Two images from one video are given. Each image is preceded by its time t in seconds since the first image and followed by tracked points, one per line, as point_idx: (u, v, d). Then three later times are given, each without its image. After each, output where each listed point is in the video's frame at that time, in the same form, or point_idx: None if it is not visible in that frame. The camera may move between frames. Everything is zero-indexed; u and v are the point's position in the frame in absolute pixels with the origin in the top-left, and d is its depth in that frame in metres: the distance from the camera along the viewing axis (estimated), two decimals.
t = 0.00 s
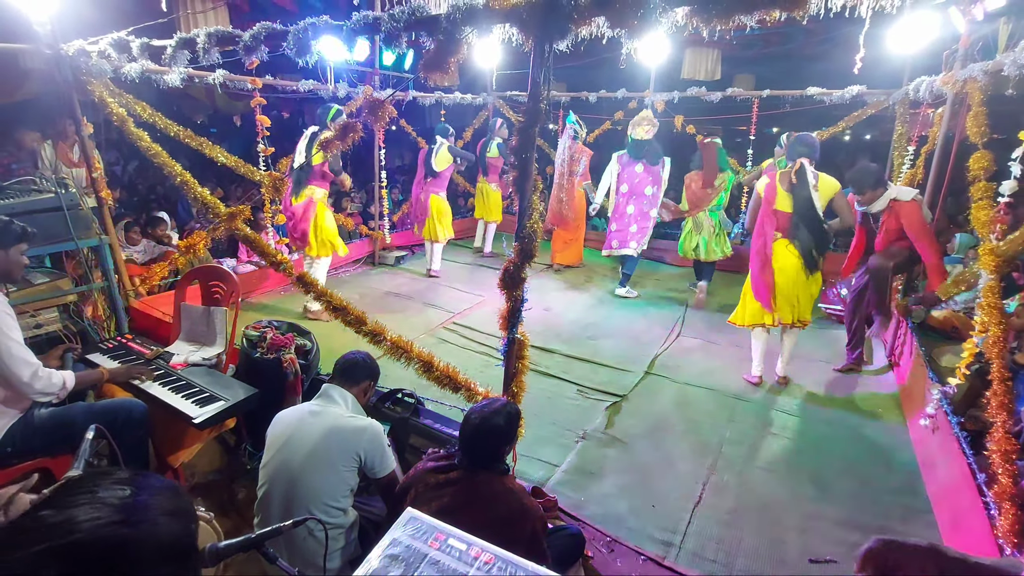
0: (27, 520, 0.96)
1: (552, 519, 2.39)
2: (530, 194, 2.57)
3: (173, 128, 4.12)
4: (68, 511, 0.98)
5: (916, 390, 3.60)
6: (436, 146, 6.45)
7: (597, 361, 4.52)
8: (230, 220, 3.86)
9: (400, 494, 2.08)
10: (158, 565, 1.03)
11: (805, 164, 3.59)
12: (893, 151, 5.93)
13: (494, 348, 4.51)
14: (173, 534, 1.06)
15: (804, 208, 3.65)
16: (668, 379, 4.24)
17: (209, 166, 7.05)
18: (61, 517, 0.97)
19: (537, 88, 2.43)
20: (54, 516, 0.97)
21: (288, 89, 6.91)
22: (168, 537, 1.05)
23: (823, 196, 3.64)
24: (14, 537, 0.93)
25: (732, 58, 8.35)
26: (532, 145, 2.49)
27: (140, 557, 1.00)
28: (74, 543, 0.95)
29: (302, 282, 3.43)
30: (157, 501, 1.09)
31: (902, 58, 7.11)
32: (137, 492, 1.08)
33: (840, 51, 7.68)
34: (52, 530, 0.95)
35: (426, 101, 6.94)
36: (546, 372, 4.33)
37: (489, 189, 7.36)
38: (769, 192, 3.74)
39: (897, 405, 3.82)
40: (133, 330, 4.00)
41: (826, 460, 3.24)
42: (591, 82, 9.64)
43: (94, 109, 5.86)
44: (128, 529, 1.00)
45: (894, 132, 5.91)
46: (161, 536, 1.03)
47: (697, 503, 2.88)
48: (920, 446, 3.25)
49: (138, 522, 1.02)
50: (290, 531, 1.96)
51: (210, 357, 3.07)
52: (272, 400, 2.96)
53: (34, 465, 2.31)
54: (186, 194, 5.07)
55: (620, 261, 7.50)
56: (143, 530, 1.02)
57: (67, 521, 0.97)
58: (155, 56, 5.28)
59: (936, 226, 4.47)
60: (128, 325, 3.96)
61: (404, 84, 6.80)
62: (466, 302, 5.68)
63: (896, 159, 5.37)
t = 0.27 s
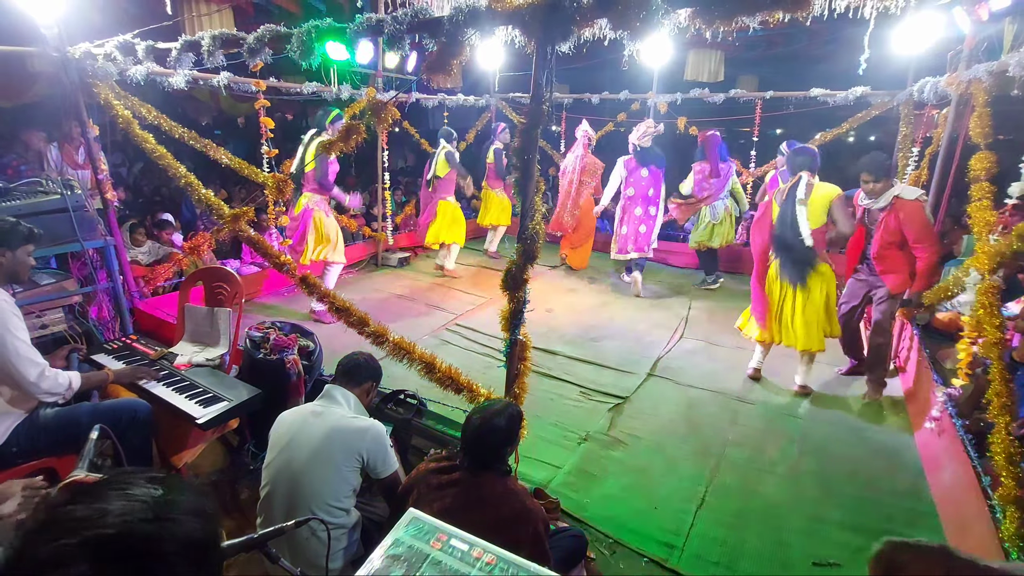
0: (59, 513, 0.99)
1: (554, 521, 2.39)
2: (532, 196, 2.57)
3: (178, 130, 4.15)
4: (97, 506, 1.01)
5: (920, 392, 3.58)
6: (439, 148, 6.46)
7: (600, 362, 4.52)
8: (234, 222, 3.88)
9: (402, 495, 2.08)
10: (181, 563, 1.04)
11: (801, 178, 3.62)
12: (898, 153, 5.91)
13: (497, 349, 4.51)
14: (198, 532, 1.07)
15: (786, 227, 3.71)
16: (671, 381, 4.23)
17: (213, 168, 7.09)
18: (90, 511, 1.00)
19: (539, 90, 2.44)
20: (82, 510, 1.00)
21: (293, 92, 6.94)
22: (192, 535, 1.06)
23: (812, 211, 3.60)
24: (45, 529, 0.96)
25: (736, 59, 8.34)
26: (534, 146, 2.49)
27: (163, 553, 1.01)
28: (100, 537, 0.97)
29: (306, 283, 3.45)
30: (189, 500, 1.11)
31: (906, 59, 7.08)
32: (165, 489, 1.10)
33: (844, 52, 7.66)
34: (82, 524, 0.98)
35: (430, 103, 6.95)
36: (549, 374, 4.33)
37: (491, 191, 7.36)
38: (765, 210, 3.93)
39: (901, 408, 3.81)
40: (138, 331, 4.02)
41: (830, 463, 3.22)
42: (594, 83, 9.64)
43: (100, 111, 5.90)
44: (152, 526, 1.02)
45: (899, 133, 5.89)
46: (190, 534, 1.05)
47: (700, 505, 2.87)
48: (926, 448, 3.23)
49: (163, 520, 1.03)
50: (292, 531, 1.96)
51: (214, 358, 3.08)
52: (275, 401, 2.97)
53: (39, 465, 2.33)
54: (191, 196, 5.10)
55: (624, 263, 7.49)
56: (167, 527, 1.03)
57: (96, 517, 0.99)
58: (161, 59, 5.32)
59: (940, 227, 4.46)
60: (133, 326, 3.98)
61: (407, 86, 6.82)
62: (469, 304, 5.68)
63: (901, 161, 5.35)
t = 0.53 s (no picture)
0: (106, 503, 0.96)
1: (558, 521, 2.39)
2: (537, 195, 2.57)
3: (186, 131, 4.17)
4: (144, 498, 0.98)
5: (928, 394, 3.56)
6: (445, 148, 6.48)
7: (605, 363, 4.52)
8: (241, 221, 3.90)
9: (407, 493, 2.08)
10: (221, 563, 1.00)
11: (819, 172, 3.48)
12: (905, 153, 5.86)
13: (502, 349, 4.51)
14: (239, 530, 1.04)
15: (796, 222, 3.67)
16: (676, 382, 4.22)
17: (220, 168, 7.13)
18: (137, 503, 0.97)
19: (544, 90, 2.44)
20: (129, 502, 0.97)
21: (299, 93, 6.98)
22: (229, 533, 1.02)
23: (827, 207, 3.53)
24: (92, 517, 0.93)
25: (742, 60, 8.32)
26: (539, 146, 2.50)
27: (205, 550, 0.98)
28: (147, 528, 0.94)
29: (311, 282, 3.46)
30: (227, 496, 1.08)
31: (914, 59, 7.03)
32: (210, 485, 1.07)
33: (851, 52, 7.61)
34: (129, 515, 0.95)
35: (435, 104, 6.97)
36: (553, 374, 4.33)
37: (497, 190, 7.36)
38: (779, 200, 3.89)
39: (909, 410, 3.78)
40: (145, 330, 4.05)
41: (836, 465, 3.21)
42: (599, 84, 9.65)
43: (108, 111, 5.95)
44: (201, 521, 0.99)
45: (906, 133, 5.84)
46: (227, 529, 1.02)
47: (706, 506, 2.86)
48: (934, 450, 3.21)
49: (209, 515, 1.00)
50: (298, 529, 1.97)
51: (220, 356, 3.10)
52: (281, 399, 2.98)
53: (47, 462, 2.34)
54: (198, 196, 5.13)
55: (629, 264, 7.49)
56: (213, 523, 1.00)
57: (141, 509, 0.96)
58: (169, 60, 5.35)
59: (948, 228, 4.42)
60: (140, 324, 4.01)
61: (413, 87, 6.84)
62: (475, 304, 5.69)
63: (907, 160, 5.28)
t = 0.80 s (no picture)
0: (156, 485, 0.96)
1: (574, 523, 2.36)
2: (559, 194, 2.55)
3: (211, 126, 4.22)
4: (192, 480, 0.97)
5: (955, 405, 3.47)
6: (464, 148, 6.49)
7: (622, 366, 4.47)
8: (263, 216, 3.94)
9: (424, 490, 2.08)
10: (267, 551, 0.97)
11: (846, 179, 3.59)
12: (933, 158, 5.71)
13: (518, 350, 4.50)
14: (284, 517, 1.01)
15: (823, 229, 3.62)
16: (694, 386, 4.17)
17: (242, 165, 7.22)
18: (186, 484, 0.96)
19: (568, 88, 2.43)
20: (178, 483, 0.97)
21: (321, 91, 7.05)
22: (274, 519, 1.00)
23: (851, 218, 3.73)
24: (142, 498, 0.93)
25: (765, 62, 8.21)
26: (562, 144, 2.48)
27: (251, 535, 0.95)
28: (197, 508, 0.93)
29: (331, 278, 3.48)
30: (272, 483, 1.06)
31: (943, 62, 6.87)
32: (256, 473, 1.06)
33: (877, 55, 7.46)
34: (177, 496, 0.94)
35: (455, 103, 6.98)
36: (570, 375, 4.30)
37: (517, 193, 7.42)
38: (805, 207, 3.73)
39: (934, 421, 3.69)
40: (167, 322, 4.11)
41: (859, 475, 3.13)
42: (619, 86, 9.59)
43: (136, 107, 6.06)
44: (248, 506, 0.97)
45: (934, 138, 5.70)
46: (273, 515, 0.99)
47: (725, 513, 2.81)
48: (962, 463, 3.12)
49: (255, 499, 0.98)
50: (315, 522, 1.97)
51: (240, 349, 3.13)
52: (299, 393, 3.00)
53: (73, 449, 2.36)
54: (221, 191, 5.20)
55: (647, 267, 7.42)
56: (259, 509, 0.98)
57: (190, 491, 0.95)
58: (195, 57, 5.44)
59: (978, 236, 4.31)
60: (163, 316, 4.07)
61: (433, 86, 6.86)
62: (491, 304, 5.67)
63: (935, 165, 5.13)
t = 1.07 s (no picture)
0: (193, 478, 0.96)
1: (593, 534, 2.33)
2: (587, 201, 2.54)
3: (245, 128, 4.31)
4: (227, 475, 0.97)
5: (991, 429, 3.34)
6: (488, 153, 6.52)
7: (643, 376, 4.42)
8: (292, 217, 4.01)
9: (443, 495, 2.07)
10: (303, 549, 0.95)
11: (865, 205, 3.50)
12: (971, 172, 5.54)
13: (538, 356, 4.48)
14: (320, 514, 1.00)
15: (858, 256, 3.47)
16: (716, 400, 4.10)
17: (272, 166, 7.36)
18: (221, 478, 0.96)
19: (600, 95, 2.42)
20: (214, 476, 0.96)
21: (349, 95, 7.16)
22: (311, 515, 0.98)
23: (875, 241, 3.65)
24: (180, 490, 0.93)
25: (795, 73, 8.09)
26: (592, 151, 2.47)
27: (287, 533, 0.94)
28: (233, 502, 0.92)
29: (357, 279, 3.52)
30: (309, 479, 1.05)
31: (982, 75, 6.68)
32: (288, 469, 1.04)
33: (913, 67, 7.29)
34: (216, 490, 0.94)
35: (481, 110, 7.03)
36: (589, 385, 4.27)
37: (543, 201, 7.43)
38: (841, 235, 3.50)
39: (968, 444, 3.56)
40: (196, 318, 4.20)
41: (888, 498, 3.04)
42: (646, 94, 9.55)
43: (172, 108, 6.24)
44: (282, 501, 0.95)
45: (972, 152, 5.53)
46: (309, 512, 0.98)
47: (747, 531, 2.75)
48: (997, 489, 3.00)
49: (291, 495, 0.97)
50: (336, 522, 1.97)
51: (266, 347, 3.18)
52: (322, 393, 3.02)
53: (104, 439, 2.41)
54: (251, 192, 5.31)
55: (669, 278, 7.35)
56: (293, 504, 0.96)
57: (226, 485, 0.94)
58: (230, 61, 5.57)
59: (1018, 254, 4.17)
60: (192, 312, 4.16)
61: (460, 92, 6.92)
62: (512, 310, 5.67)
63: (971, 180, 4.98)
